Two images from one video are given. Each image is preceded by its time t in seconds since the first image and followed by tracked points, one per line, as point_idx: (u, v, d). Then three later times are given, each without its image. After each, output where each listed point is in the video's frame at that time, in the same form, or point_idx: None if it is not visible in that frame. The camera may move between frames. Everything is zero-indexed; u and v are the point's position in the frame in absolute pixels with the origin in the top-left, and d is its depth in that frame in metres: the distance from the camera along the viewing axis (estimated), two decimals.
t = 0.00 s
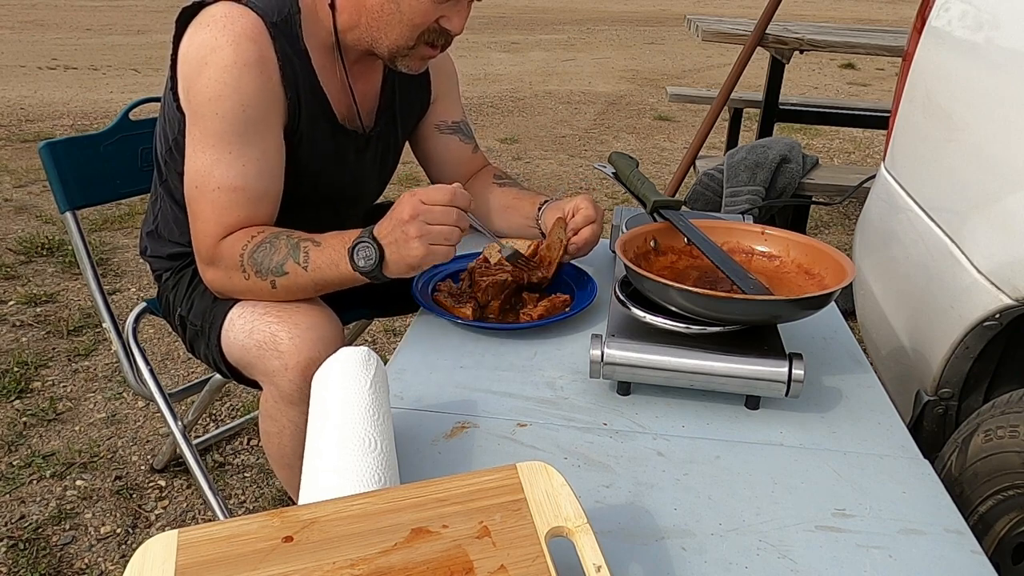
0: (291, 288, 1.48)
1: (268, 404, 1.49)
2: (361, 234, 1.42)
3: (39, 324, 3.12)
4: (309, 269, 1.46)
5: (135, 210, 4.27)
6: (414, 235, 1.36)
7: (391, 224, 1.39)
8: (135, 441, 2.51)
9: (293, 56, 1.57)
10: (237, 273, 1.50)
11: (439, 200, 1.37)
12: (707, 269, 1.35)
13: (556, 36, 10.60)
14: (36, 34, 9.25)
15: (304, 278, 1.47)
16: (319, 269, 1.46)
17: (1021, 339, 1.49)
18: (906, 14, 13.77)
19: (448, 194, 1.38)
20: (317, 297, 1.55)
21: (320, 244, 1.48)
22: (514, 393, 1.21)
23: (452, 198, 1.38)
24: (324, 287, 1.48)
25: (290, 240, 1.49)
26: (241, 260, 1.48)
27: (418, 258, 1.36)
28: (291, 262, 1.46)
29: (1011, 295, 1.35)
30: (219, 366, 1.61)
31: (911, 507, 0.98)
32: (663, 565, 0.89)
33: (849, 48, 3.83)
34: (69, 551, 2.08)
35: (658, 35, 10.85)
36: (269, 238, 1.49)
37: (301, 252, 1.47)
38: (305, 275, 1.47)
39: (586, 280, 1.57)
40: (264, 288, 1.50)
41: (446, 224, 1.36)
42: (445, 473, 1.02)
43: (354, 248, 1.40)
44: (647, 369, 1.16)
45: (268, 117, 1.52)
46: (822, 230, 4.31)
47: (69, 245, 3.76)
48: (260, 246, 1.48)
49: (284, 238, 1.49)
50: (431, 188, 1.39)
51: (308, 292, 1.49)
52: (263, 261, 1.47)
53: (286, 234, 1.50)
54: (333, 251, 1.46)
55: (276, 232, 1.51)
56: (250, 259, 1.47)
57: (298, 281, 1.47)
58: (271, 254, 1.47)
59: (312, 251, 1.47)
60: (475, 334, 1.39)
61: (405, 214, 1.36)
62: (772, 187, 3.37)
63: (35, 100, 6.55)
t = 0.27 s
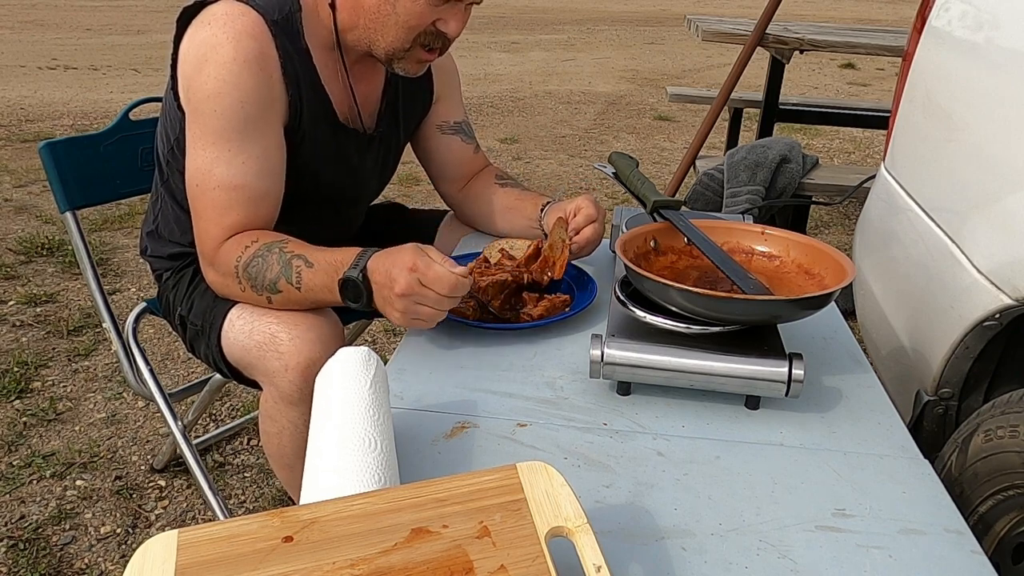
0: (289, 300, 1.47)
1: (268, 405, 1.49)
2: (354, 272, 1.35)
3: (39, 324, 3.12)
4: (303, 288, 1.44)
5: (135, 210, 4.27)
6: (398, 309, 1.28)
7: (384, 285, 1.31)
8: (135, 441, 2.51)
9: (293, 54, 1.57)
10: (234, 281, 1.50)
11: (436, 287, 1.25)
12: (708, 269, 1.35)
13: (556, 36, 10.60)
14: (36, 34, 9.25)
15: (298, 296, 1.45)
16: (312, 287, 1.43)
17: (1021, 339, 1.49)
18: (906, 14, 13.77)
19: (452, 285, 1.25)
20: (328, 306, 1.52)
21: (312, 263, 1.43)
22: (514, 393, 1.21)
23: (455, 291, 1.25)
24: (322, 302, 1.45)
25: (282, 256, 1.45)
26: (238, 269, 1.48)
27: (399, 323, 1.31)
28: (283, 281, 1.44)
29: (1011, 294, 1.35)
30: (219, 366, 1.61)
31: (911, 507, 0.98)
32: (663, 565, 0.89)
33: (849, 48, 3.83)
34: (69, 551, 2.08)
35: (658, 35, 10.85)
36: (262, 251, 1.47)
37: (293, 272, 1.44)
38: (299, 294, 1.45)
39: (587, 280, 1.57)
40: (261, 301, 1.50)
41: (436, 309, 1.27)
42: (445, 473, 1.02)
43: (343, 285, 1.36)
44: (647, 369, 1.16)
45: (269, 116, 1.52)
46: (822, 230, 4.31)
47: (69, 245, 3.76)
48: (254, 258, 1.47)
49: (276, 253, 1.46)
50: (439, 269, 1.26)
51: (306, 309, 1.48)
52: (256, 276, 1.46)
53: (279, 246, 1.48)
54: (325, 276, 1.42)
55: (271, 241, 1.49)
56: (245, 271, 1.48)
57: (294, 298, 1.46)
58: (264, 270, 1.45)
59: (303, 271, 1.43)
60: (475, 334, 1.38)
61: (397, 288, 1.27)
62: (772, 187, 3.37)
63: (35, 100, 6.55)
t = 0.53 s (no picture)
0: (303, 300, 1.48)
1: (268, 405, 1.49)
2: (378, 278, 1.35)
3: (39, 324, 3.12)
4: (320, 289, 1.45)
5: (135, 210, 4.27)
6: (428, 318, 1.30)
7: (413, 295, 1.31)
8: (135, 441, 2.51)
9: (293, 51, 1.57)
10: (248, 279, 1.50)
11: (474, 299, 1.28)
12: (708, 269, 1.35)
13: (556, 36, 10.60)
14: (36, 34, 9.25)
15: (315, 296, 1.46)
16: (330, 289, 1.44)
17: (1021, 340, 1.49)
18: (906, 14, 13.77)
19: (489, 301, 1.29)
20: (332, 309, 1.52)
21: (330, 265, 1.44)
22: (514, 393, 1.21)
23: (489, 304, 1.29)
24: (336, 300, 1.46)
25: (299, 256, 1.46)
26: (251, 268, 1.48)
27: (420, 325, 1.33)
28: (300, 281, 1.45)
29: (1011, 294, 1.35)
30: (220, 366, 1.61)
31: (911, 507, 0.98)
32: (663, 565, 0.89)
33: (849, 48, 3.83)
34: (69, 551, 2.08)
35: (658, 35, 10.85)
36: (276, 251, 1.47)
37: (311, 273, 1.44)
38: (316, 294, 1.46)
39: (587, 281, 1.57)
40: (275, 299, 1.50)
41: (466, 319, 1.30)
42: (445, 473, 1.02)
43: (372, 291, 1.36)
44: (647, 369, 1.16)
45: (272, 112, 1.52)
46: (822, 230, 4.31)
47: (69, 245, 3.76)
48: (268, 257, 1.47)
49: (292, 253, 1.46)
50: (477, 286, 1.28)
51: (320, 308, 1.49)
52: (271, 275, 1.46)
53: (294, 246, 1.48)
54: (346, 279, 1.43)
55: (285, 241, 1.49)
56: (258, 268, 1.47)
57: (310, 297, 1.47)
58: (279, 270, 1.45)
59: (322, 273, 1.44)
60: (475, 334, 1.38)
61: (431, 303, 1.28)
62: (772, 187, 3.37)
63: (35, 100, 6.55)
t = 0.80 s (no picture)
0: (299, 295, 1.48)
1: (269, 405, 1.49)
2: (366, 269, 1.35)
3: (39, 324, 3.11)
4: (312, 282, 1.45)
5: (135, 210, 4.27)
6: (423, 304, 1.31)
7: (400, 281, 1.32)
8: (135, 441, 2.51)
9: (294, 52, 1.57)
10: (243, 278, 1.51)
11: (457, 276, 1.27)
12: (708, 269, 1.35)
13: (556, 36, 10.60)
14: (36, 34, 9.25)
15: (309, 290, 1.47)
16: (323, 282, 1.45)
17: (1020, 340, 1.49)
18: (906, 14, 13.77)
19: (470, 277, 1.26)
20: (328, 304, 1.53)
21: (320, 257, 1.45)
22: (514, 393, 1.21)
23: (473, 279, 1.27)
24: (331, 294, 1.47)
25: (289, 250, 1.46)
26: (245, 265, 1.48)
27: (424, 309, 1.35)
28: (293, 275, 1.45)
29: (1011, 295, 1.35)
30: (220, 366, 1.61)
31: (911, 507, 0.98)
32: (663, 565, 0.89)
33: (849, 48, 3.83)
34: (69, 551, 2.08)
35: (658, 35, 10.85)
36: (268, 247, 1.46)
37: (302, 267, 1.45)
38: (309, 288, 1.46)
39: (587, 280, 1.57)
40: (270, 294, 1.50)
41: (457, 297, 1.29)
42: (445, 473, 1.02)
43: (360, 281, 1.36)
44: (647, 369, 1.16)
45: (272, 113, 1.52)
46: (822, 230, 4.31)
47: (69, 245, 3.76)
48: (260, 253, 1.47)
49: (282, 247, 1.46)
50: (453, 264, 1.26)
51: (315, 300, 1.49)
52: (265, 271, 1.46)
53: (286, 241, 1.47)
54: (337, 269, 1.43)
55: (276, 237, 1.48)
56: (252, 266, 1.47)
57: (304, 291, 1.47)
58: (271, 265, 1.45)
59: (313, 265, 1.44)
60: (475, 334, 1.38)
61: (417, 289, 1.28)
62: (772, 186, 3.37)
63: (35, 100, 6.55)
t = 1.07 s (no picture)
0: (307, 283, 1.48)
1: (269, 405, 1.49)
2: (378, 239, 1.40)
3: (39, 324, 3.12)
4: (322, 268, 1.46)
5: (135, 210, 4.27)
6: (436, 240, 1.35)
7: (408, 226, 1.36)
8: (135, 441, 2.51)
9: (296, 53, 1.57)
10: (248, 275, 1.50)
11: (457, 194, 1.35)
12: (707, 269, 1.35)
13: (556, 36, 10.60)
14: (36, 34, 9.25)
15: (318, 276, 1.47)
16: (333, 266, 1.46)
17: (1020, 340, 1.49)
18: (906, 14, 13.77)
19: (464, 187, 1.35)
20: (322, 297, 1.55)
21: (330, 241, 1.48)
22: (514, 393, 1.21)
23: (468, 189, 1.35)
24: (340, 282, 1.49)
25: (298, 238, 1.47)
26: (251, 258, 1.48)
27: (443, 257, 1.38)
28: (302, 262, 1.46)
29: (1011, 294, 1.35)
30: (220, 366, 1.61)
31: (911, 507, 0.98)
32: (663, 565, 0.89)
33: (849, 48, 3.83)
34: (69, 551, 2.08)
35: (658, 35, 10.85)
36: (276, 237, 1.48)
37: (313, 252, 1.46)
38: (319, 274, 1.47)
39: (586, 280, 1.57)
40: (277, 286, 1.50)
41: (463, 217, 1.35)
42: (445, 473, 1.02)
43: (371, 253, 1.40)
44: (647, 370, 1.16)
45: (273, 113, 1.52)
46: (822, 230, 4.31)
47: (69, 245, 3.76)
48: (269, 244, 1.47)
49: (292, 235, 1.48)
50: (446, 184, 1.34)
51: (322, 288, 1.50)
52: (273, 261, 1.46)
53: (294, 231, 1.49)
54: (348, 251, 1.46)
55: (283, 228, 1.50)
56: (260, 257, 1.47)
57: (313, 279, 1.48)
58: (281, 252, 1.46)
59: (323, 249, 1.47)
60: (475, 334, 1.38)
61: (425, 219, 1.34)
62: (772, 186, 3.37)
63: (35, 100, 6.55)
